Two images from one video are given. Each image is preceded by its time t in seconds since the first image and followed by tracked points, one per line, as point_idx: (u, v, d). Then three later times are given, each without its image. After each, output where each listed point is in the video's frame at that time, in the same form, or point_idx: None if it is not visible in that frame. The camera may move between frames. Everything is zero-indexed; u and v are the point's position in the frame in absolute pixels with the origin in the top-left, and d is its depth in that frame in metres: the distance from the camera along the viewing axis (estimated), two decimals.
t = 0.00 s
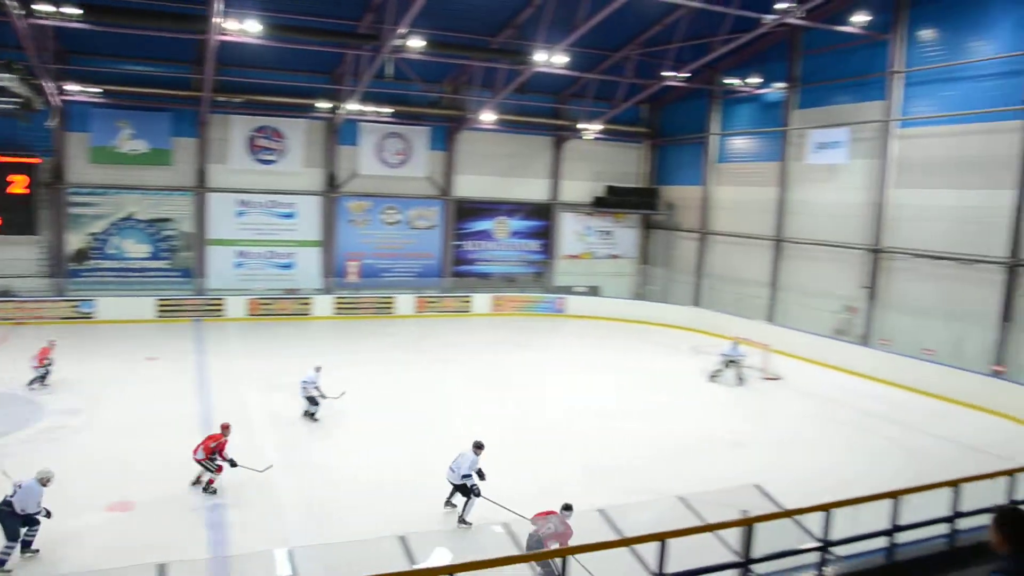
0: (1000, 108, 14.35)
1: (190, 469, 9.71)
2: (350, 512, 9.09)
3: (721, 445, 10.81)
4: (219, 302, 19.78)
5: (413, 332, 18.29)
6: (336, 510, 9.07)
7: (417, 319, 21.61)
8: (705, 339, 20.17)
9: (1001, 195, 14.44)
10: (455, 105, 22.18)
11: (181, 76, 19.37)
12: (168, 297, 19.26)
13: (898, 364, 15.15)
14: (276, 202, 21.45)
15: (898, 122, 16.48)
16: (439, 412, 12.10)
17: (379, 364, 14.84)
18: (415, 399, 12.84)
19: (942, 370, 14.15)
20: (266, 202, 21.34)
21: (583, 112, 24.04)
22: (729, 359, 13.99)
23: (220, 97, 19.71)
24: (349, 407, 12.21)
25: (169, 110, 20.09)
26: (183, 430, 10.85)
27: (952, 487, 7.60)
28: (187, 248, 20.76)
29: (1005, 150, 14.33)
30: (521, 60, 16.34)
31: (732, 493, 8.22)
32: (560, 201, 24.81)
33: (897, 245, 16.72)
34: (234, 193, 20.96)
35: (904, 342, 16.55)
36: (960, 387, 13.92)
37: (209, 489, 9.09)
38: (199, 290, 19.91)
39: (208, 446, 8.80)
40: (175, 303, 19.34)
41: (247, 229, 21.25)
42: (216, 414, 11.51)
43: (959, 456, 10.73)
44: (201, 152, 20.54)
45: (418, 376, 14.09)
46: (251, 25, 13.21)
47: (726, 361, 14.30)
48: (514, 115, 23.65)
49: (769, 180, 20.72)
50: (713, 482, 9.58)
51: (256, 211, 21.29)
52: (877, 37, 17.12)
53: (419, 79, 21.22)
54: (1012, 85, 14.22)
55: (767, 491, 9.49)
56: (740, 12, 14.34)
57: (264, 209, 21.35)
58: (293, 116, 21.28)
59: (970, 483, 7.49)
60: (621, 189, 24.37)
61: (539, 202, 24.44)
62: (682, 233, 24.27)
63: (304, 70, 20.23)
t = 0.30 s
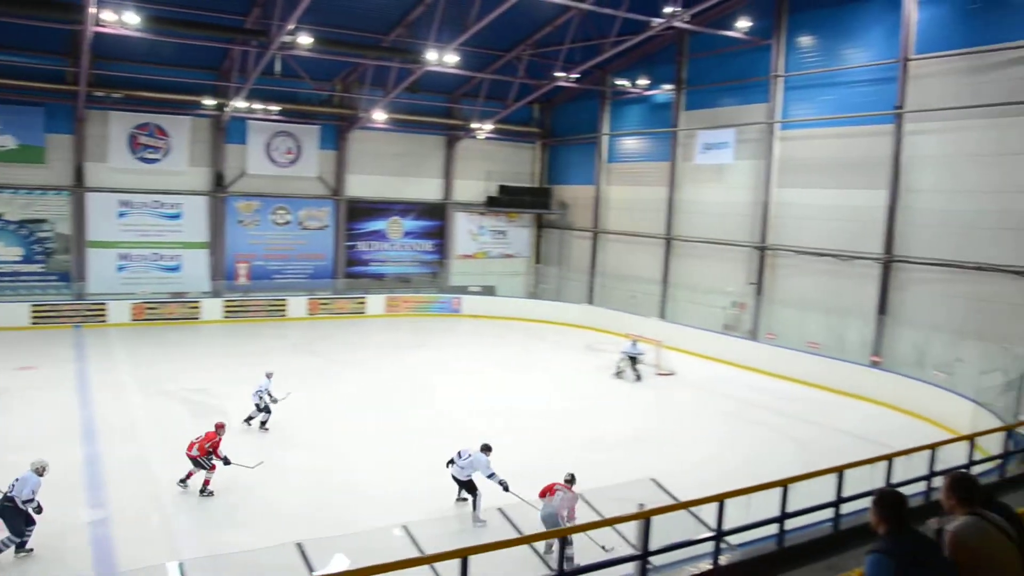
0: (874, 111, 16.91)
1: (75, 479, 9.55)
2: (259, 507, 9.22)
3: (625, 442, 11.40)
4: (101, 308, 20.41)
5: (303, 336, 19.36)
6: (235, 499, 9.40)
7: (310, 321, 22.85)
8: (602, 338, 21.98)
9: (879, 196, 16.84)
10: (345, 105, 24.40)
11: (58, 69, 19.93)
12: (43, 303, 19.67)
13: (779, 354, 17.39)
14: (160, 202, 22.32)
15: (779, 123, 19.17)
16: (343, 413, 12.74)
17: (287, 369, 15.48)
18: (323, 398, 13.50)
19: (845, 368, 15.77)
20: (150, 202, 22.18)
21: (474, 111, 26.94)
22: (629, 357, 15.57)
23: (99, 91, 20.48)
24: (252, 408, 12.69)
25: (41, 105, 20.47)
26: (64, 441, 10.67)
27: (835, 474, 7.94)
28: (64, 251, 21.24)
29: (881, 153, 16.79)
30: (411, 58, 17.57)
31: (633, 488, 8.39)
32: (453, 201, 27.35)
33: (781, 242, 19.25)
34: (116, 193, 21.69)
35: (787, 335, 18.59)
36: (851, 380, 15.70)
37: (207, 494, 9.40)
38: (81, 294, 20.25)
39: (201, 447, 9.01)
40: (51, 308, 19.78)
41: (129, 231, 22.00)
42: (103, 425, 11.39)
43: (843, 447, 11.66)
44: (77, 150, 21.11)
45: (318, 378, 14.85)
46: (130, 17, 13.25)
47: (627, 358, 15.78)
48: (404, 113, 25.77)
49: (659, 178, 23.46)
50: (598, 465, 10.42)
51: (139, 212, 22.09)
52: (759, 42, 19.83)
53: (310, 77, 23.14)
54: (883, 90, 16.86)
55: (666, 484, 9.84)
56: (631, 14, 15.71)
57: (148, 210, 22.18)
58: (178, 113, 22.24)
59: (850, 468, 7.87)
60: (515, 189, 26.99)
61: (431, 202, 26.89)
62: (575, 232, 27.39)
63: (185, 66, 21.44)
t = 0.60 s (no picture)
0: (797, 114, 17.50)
1: None
2: (189, 516, 8.97)
3: (553, 444, 11.64)
4: (16, 312, 19.81)
5: (234, 339, 19.06)
6: (159, 506, 9.17)
7: (237, 323, 22.43)
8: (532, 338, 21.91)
9: (801, 196, 17.54)
10: (271, 104, 24.39)
11: None
12: None
13: (708, 353, 17.80)
14: (76, 202, 21.95)
15: (705, 124, 19.57)
16: (271, 418, 12.56)
17: (216, 374, 15.25)
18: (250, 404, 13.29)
19: (772, 364, 16.32)
20: (66, 202, 21.79)
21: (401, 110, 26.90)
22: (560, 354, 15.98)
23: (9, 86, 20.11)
24: (178, 416, 12.45)
25: None
26: None
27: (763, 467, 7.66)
28: None
29: (802, 155, 17.49)
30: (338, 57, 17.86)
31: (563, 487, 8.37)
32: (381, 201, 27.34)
33: (708, 241, 19.77)
34: (30, 193, 21.26)
35: (714, 333, 18.27)
36: (779, 376, 16.19)
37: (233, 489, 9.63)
38: None
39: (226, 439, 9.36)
40: None
41: (44, 232, 21.56)
42: (18, 435, 11.14)
43: (763, 443, 12.09)
44: None
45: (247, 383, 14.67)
46: (39, 10, 13.10)
47: (558, 356, 16.20)
48: (332, 113, 25.79)
49: (589, 178, 23.79)
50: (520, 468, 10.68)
51: (55, 213, 21.68)
52: (685, 45, 20.18)
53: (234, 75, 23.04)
54: (805, 93, 17.50)
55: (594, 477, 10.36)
56: (560, 15, 16.03)
57: (64, 211, 21.79)
58: (95, 111, 21.89)
59: (777, 460, 7.55)
60: (442, 188, 26.98)
61: (360, 202, 26.86)
62: (504, 232, 27.65)
63: (102, 61, 21.29)
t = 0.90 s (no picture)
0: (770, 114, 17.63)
1: None
2: (164, 518, 8.91)
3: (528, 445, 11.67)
4: None
5: (207, 340, 18.90)
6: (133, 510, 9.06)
7: (210, 325, 22.26)
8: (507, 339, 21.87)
9: (773, 196, 17.68)
10: (243, 103, 24.29)
11: None
12: None
13: (684, 353, 17.86)
14: (44, 202, 21.65)
15: (679, 124, 19.67)
16: (244, 419, 12.50)
17: (189, 375, 15.11)
18: (222, 405, 13.18)
19: (746, 362, 16.48)
20: (34, 202, 21.51)
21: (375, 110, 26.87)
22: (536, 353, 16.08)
23: None
24: (150, 418, 12.31)
25: None
26: None
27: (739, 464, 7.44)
28: None
29: (774, 155, 17.65)
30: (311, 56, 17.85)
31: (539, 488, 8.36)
32: (356, 202, 27.24)
33: (682, 241, 19.87)
34: None
35: (688, 331, 18.48)
36: (753, 374, 16.34)
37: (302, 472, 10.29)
38: None
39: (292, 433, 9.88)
40: None
41: (12, 233, 21.28)
42: None
43: (735, 442, 12.19)
44: None
45: (220, 384, 14.55)
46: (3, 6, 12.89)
47: (533, 354, 16.32)
48: (305, 113, 25.66)
49: (564, 178, 23.83)
50: (493, 468, 10.70)
51: (23, 214, 21.41)
52: (659, 45, 20.27)
53: (205, 74, 22.85)
54: (777, 94, 17.65)
55: (567, 476, 10.36)
56: (534, 15, 16.08)
57: (32, 211, 21.52)
58: (62, 109, 21.67)
59: (752, 458, 7.25)
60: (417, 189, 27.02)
61: (334, 203, 26.74)
62: (479, 232, 27.61)
63: (70, 59, 21.13)
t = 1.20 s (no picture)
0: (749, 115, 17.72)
1: None
2: (142, 521, 8.84)
3: (508, 445, 11.67)
4: None
5: (185, 341, 18.77)
6: (107, 513, 8.99)
7: (188, 325, 22.12)
8: (486, 339, 21.88)
9: (753, 196, 17.77)
10: (221, 102, 24.15)
11: None
12: None
13: (664, 353, 17.92)
14: (19, 202, 21.40)
15: (657, 125, 19.74)
16: (220, 420, 12.44)
17: (167, 377, 15.01)
18: (199, 407, 13.11)
19: (725, 361, 16.57)
20: (8, 202, 21.26)
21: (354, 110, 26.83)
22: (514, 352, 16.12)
23: None
24: (126, 421, 12.20)
25: None
26: None
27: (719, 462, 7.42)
28: None
29: (753, 155, 17.74)
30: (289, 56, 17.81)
31: (520, 488, 8.36)
32: (336, 202, 27.15)
33: (661, 241, 19.95)
34: None
35: (667, 330, 18.51)
36: (732, 374, 16.43)
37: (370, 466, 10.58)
38: None
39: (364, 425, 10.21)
40: None
41: None
42: None
43: (713, 441, 12.26)
44: None
45: (197, 386, 14.45)
46: None
47: (512, 353, 16.39)
48: (285, 113, 25.55)
49: (544, 178, 23.86)
50: (472, 468, 10.71)
51: None
52: (639, 46, 20.33)
53: (182, 72, 22.74)
54: (756, 95, 17.74)
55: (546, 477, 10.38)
56: (514, 15, 16.07)
57: (6, 211, 21.26)
58: (36, 107, 21.43)
59: (732, 457, 7.22)
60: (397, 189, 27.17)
61: (313, 202, 26.64)
62: (459, 232, 27.59)
63: (46, 58, 20.93)
